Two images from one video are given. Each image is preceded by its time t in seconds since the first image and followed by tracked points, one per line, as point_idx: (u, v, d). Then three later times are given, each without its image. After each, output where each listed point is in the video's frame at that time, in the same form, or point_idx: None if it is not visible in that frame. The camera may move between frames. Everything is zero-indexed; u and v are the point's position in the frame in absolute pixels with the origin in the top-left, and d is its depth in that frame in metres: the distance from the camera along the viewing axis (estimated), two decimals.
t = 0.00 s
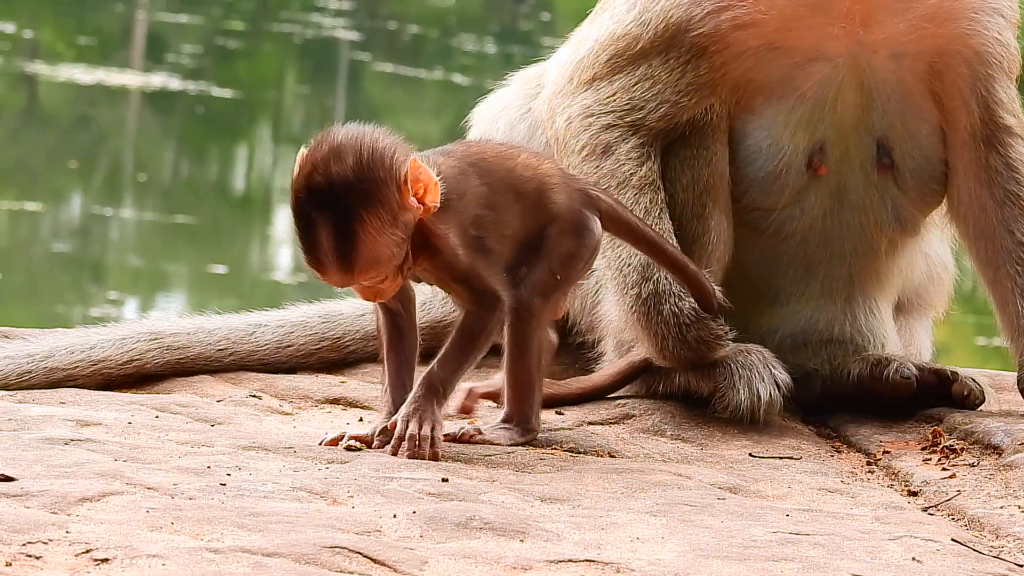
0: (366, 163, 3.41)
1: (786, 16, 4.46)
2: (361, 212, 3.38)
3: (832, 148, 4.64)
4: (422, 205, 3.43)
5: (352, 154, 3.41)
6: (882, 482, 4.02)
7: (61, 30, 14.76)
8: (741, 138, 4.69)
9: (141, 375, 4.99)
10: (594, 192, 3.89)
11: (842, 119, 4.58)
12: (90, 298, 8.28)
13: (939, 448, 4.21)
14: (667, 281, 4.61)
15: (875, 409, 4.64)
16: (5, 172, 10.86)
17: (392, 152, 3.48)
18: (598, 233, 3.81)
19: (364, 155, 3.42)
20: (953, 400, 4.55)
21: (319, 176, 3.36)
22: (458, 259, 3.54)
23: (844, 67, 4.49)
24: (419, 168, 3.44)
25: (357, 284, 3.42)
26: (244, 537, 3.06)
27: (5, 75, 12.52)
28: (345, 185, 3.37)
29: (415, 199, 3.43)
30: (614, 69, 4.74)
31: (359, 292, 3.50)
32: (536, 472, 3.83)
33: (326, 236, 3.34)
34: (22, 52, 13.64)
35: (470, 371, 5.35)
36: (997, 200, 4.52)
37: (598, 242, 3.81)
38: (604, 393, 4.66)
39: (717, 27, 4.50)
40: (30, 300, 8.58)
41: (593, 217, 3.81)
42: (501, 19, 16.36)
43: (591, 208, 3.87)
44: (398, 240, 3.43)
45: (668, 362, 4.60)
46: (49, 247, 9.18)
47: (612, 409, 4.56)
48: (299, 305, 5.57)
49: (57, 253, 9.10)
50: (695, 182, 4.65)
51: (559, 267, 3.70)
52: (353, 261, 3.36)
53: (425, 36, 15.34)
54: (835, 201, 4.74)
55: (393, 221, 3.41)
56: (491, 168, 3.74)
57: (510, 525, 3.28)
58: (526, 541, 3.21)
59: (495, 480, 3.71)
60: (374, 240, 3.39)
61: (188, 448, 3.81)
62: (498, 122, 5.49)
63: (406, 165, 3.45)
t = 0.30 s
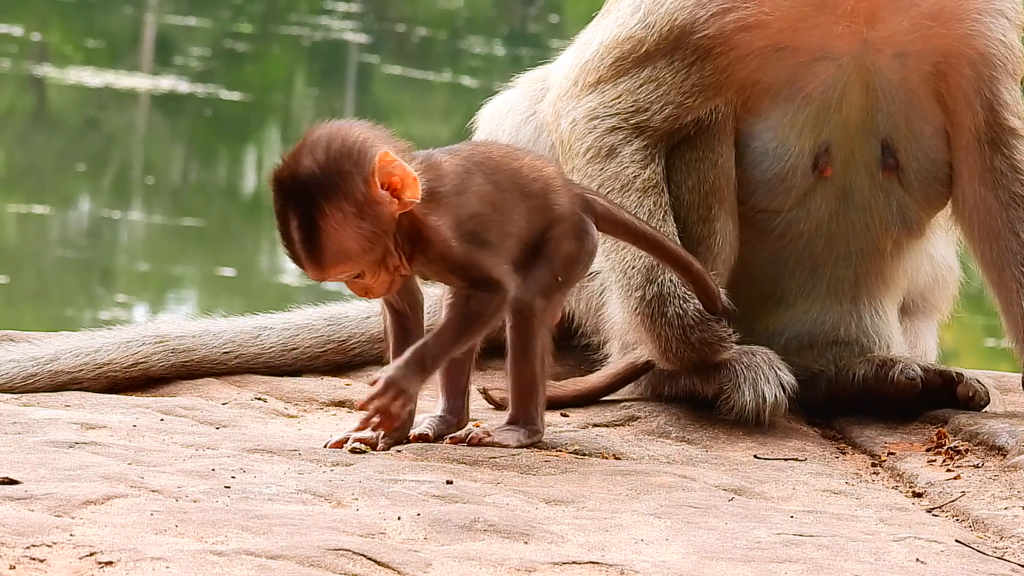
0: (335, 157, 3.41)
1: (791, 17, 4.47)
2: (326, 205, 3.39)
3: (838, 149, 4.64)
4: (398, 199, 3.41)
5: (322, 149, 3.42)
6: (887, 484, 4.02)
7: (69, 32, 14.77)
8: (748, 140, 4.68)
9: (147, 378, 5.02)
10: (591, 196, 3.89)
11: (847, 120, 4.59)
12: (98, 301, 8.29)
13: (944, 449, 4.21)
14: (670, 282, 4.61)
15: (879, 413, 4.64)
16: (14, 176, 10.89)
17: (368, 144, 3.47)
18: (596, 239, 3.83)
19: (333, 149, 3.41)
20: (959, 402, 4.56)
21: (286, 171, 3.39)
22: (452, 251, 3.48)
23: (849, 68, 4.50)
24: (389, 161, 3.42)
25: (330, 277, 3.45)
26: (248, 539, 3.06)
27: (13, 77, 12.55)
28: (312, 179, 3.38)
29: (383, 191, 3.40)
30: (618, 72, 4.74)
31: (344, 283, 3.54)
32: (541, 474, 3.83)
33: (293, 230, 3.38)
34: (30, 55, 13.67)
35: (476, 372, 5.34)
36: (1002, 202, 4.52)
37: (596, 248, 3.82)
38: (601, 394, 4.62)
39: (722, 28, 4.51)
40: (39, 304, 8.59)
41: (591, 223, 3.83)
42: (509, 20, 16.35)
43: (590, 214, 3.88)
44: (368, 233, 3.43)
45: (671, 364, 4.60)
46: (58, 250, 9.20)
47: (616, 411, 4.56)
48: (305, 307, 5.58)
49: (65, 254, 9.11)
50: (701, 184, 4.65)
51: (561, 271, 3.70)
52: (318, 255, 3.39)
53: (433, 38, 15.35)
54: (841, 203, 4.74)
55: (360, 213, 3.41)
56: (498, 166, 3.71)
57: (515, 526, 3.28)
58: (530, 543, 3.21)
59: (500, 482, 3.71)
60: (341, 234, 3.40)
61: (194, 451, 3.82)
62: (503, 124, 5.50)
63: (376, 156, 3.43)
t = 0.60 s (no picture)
0: (293, 158, 3.48)
1: (792, 16, 4.47)
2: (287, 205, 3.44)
3: (841, 149, 4.64)
4: (358, 193, 3.48)
5: (280, 152, 3.48)
6: (889, 483, 4.02)
7: (71, 32, 14.77)
8: (749, 139, 4.68)
9: (149, 378, 5.02)
10: (596, 204, 3.87)
11: (849, 119, 4.58)
12: (100, 301, 8.30)
13: (946, 448, 4.20)
14: (674, 283, 4.60)
15: (882, 413, 4.63)
16: (17, 176, 10.90)
17: (325, 145, 3.54)
18: (599, 245, 3.81)
19: (290, 151, 3.48)
20: (962, 402, 4.54)
21: (245, 176, 3.45)
22: (416, 256, 3.52)
23: (851, 68, 4.50)
24: (346, 157, 3.51)
25: (299, 278, 3.50)
26: (250, 539, 3.06)
27: (15, 78, 12.55)
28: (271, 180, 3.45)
29: (343, 186, 3.47)
30: (621, 72, 4.74)
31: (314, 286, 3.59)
32: (543, 473, 3.83)
33: (258, 234, 3.43)
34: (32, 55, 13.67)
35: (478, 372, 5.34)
36: (1004, 202, 4.52)
37: (599, 256, 3.80)
38: (604, 394, 4.62)
39: (723, 28, 4.51)
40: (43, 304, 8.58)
41: (593, 230, 3.81)
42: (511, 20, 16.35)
43: (594, 221, 3.85)
44: (332, 229, 3.48)
45: (673, 364, 4.59)
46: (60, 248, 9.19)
47: (618, 411, 4.56)
48: (306, 306, 5.58)
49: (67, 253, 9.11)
50: (703, 184, 4.65)
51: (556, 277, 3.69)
52: (286, 253, 3.44)
53: (436, 37, 15.35)
54: (843, 202, 4.74)
55: (322, 209, 3.47)
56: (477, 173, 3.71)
57: (517, 526, 3.28)
58: (533, 543, 3.21)
59: (502, 482, 3.71)
60: (305, 232, 3.46)
61: (196, 451, 3.82)
62: (504, 126, 5.50)
63: (334, 154, 3.51)
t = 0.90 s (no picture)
0: (304, 161, 3.45)
1: (793, 16, 4.46)
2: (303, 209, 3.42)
3: (842, 150, 4.64)
4: (371, 194, 3.47)
5: (290, 156, 3.46)
6: (891, 485, 4.01)
7: (68, 33, 14.75)
8: (750, 140, 4.68)
9: (149, 379, 5.01)
10: (602, 204, 3.88)
11: (851, 120, 4.59)
12: (98, 302, 8.29)
13: (947, 450, 4.20)
14: (676, 284, 4.61)
15: (883, 415, 4.63)
16: (15, 176, 10.88)
17: (332, 146, 3.53)
18: (604, 246, 3.80)
19: (300, 155, 3.46)
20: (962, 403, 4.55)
21: (257, 183, 3.42)
22: (427, 255, 3.53)
23: (853, 69, 4.50)
24: (356, 157, 3.50)
25: (318, 282, 3.47)
26: (252, 540, 3.06)
27: (13, 78, 12.54)
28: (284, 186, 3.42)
29: (356, 187, 3.47)
30: (622, 73, 4.74)
31: (329, 290, 3.56)
32: (544, 474, 3.82)
33: (275, 241, 3.40)
34: (30, 56, 13.64)
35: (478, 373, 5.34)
36: (1006, 203, 4.51)
37: (604, 255, 3.80)
38: (604, 395, 4.62)
39: (724, 29, 4.51)
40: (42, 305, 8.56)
41: (598, 231, 3.80)
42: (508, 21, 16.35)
43: (599, 221, 3.85)
44: (348, 231, 3.47)
45: (675, 366, 4.59)
46: (57, 248, 9.18)
47: (619, 412, 4.56)
48: (306, 307, 5.57)
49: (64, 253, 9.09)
50: (704, 184, 4.65)
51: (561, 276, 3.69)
52: (306, 258, 3.41)
53: (433, 38, 15.35)
54: (844, 203, 4.74)
55: (337, 212, 3.45)
56: (482, 172, 3.71)
57: (519, 527, 3.27)
58: (535, 544, 3.21)
59: (503, 483, 3.70)
60: (324, 235, 3.44)
61: (197, 451, 3.81)
62: (504, 126, 5.50)
63: (343, 156, 3.50)
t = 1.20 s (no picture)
0: (324, 153, 3.44)
1: (798, 18, 4.45)
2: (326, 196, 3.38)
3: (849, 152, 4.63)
4: (390, 187, 3.48)
5: (308, 150, 3.45)
6: (900, 485, 4.01)
7: (75, 36, 14.78)
8: (757, 143, 4.68)
9: (158, 385, 5.01)
10: (612, 207, 3.87)
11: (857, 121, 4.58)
12: (108, 306, 8.30)
13: (957, 450, 4.20)
14: (685, 284, 4.61)
15: (892, 415, 4.63)
16: (22, 177, 10.90)
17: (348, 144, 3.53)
18: (615, 248, 3.79)
19: (319, 148, 3.45)
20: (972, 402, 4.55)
21: (279, 172, 3.38)
22: (440, 254, 3.53)
23: (858, 70, 4.49)
24: (375, 151, 3.51)
25: (339, 273, 3.40)
26: (262, 546, 3.06)
27: (21, 82, 12.56)
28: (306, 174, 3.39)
29: (376, 179, 3.47)
30: (627, 77, 4.73)
31: (345, 289, 3.48)
32: (553, 478, 3.82)
33: (298, 230, 3.35)
34: (38, 60, 13.68)
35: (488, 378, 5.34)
36: (1013, 202, 4.48)
37: (615, 258, 3.78)
38: (613, 397, 4.62)
39: (729, 32, 4.49)
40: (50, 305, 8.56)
41: (608, 234, 3.79)
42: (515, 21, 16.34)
43: (609, 224, 3.84)
44: (370, 221, 3.43)
45: (684, 367, 4.59)
46: (66, 254, 9.18)
47: (628, 414, 4.57)
48: (315, 312, 5.57)
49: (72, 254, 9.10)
50: (711, 187, 4.64)
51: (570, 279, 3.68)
52: (330, 244, 3.36)
53: (440, 40, 15.36)
54: (852, 204, 4.73)
55: (359, 201, 3.43)
56: (492, 174, 3.71)
57: (528, 530, 3.27)
58: (544, 547, 3.20)
59: (513, 487, 3.70)
60: (347, 223, 3.39)
61: (207, 458, 3.81)
62: (512, 130, 5.50)
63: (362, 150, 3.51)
